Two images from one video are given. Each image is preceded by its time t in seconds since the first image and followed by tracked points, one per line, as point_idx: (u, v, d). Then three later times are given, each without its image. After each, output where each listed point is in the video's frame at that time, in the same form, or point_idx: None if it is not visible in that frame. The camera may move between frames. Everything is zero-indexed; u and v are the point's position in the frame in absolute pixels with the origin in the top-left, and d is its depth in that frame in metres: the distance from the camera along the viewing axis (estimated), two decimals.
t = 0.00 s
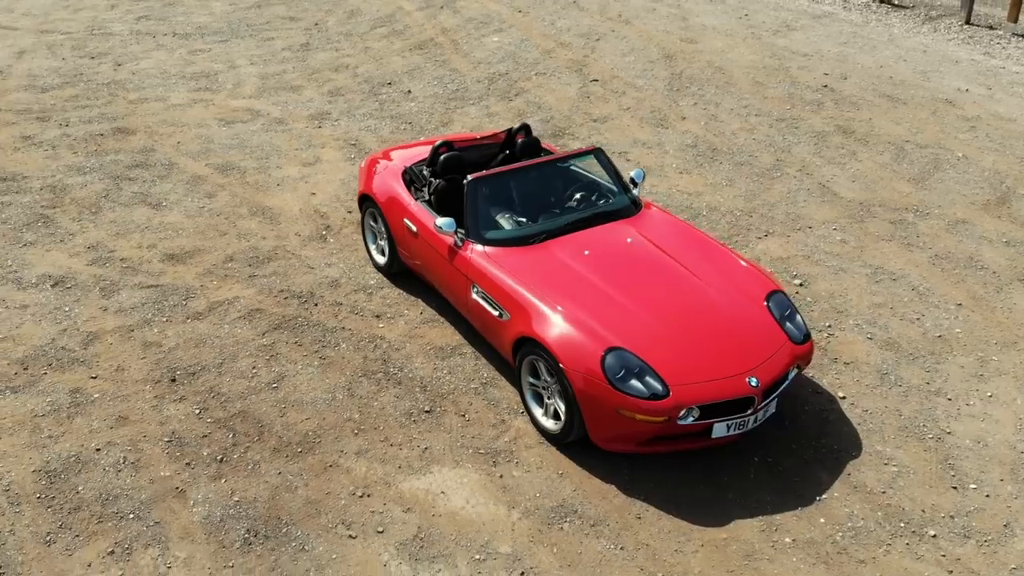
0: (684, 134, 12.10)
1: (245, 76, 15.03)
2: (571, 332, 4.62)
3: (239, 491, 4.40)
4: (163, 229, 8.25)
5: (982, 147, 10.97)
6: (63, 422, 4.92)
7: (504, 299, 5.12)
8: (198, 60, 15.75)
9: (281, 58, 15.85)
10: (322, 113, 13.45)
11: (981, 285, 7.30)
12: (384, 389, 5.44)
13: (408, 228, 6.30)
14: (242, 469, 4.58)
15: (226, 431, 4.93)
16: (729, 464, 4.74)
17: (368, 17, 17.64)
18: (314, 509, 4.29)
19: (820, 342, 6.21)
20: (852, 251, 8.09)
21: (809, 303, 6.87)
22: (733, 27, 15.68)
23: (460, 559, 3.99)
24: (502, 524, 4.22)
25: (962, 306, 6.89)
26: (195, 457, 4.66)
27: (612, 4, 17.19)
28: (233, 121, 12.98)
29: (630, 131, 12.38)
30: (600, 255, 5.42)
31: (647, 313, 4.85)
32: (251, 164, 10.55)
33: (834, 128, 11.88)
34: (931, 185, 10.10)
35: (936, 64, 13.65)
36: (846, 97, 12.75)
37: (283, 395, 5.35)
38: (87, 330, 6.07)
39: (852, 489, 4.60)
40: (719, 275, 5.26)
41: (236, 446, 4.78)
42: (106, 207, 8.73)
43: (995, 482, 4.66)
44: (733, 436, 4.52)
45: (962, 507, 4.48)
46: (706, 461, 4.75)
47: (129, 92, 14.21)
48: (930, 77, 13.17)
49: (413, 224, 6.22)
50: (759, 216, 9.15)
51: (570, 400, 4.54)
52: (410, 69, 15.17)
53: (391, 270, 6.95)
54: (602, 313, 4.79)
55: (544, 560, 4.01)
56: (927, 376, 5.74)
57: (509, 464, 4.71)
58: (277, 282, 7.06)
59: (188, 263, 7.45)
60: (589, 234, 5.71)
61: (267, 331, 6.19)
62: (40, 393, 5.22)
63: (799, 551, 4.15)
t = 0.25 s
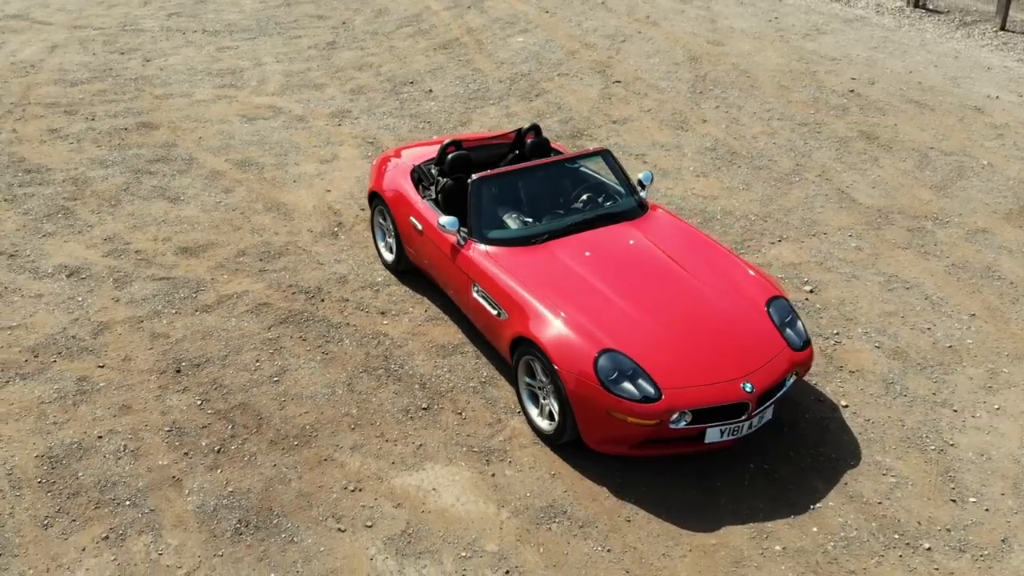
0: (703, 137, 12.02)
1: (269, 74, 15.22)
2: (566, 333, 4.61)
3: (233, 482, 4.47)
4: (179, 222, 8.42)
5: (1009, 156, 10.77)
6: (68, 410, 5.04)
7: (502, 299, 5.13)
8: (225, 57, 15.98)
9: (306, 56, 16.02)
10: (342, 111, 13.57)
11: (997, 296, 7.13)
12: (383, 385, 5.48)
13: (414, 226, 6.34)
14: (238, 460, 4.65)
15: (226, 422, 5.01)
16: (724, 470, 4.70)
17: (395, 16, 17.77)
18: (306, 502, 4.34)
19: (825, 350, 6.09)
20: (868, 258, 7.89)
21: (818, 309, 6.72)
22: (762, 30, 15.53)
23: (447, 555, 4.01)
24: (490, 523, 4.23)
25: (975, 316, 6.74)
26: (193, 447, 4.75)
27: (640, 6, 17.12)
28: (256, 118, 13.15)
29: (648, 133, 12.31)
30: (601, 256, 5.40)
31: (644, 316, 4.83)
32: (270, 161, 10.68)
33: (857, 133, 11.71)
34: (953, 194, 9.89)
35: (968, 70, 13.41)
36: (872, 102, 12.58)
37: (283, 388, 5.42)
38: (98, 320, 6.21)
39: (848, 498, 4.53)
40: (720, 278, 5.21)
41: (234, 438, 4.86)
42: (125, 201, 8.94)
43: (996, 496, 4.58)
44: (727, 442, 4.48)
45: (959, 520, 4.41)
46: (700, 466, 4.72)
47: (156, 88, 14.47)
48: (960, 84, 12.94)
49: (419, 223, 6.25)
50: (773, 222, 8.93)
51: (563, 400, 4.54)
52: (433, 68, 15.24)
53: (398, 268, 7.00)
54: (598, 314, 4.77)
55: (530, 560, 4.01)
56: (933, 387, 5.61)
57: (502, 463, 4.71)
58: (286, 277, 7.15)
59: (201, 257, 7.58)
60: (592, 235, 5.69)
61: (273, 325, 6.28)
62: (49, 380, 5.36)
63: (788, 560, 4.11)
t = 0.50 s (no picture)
0: (726, 140, 11.89)
1: (298, 70, 15.43)
2: (560, 332, 4.62)
3: (228, 470, 4.56)
4: (197, 215, 8.60)
5: None
6: (75, 394, 5.19)
7: (501, 297, 5.15)
8: (256, 54, 16.23)
9: (335, 54, 16.20)
10: (366, 108, 13.70)
11: (1014, 308, 6.94)
12: (382, 380, 5.54)
13: (421, 223, 6.39)
14: (234, 449, 4.75)
15: (226, 411, 5.11)
16: (716, 475, 4.66)
17: (426, 15, 17.89)
18: (297, 492, 4.40)
19: (831, 358, 5.95)
20: (884, 267, 7.70)
21: (827, 317, 6.55)
22: (796, 33, 15.34)
23: (431, 549, 4.05)
24: (477, 519, 4.26)
25: (989, 328, 6.57)
26: (192, 434, 4.85)
27: (674, 7, 17.01)
28: (281, 114, 13.34)
29: (670, 136, 12.21)
30: (602, 257, 5.38)
31: (640, 317, 4.80)
32: (291, 156, 10.83)
33: (883, 139, 11.50)
34: (977, 204, 9.62)
35: (1004, 78, 13.11)
36: (903, 108, 12.36)
37: (284, 379, 5.51)
38: (110, 308, 6.38)
39: (841, 509, 4.46)
40: (721, 282, 5.16)
41: (232, 426, 4.95)
42: (147, 194, 9.16)
43: (994, 511, 4.48)
44: (719, 447, 4.44)
45: (954, 535, 4.33)
46: (692, 471, 4.68)
47: (186, 82, 14.75)
48: (996, 92, 12.66)
49: (425, 220, 6.31)
50: (791, 227, 8.70)
51: (555, 400, 4.54)
52: (460, 67, 15.31)
53: (407, 264, 7.06)
54: (594, 315, 4.77)
55: (513, 557, 4.03)
56: (939, 398, 5.47)
57: (493, 460, 4.73)
58: (297, 271, 7.25)
59: (216, 249, 7.73)
60: (595, 236, 5.68)
61: (279, 317, 6.38)
62: (59, 365, 5.53)
63: (774, 568, 4.07)
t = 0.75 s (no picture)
0: (746, 143, 11.75)
1: (322, 68, 15.60)
2: (554, 331, 4.62)
3: (224, 459, 4.65)
4: (213, 209, 8.76)
5: None
6: (82, 381, 5.33)
7: (499, 295, 5.17)
8: (282, 51, 16.43)
9: (360, 52, 16.35)
10: (386, 106, 13.80)
11: None
12: (382, 375, 5.60)
13: (427, 220, 6.44)
14: (232, 438, 4.84)
15: (226, 401, 5.21)
16: (709, 479, 4.62)
17: (453, 14, 17.96)
18: (290, 482, 4.47)
19: (834, 366, 5.82)
20: (898, 275, 7.53)
21: (835, 323, 6.42)
22: (825, 36, 15.15)
23: (417, 543, 4.08)
24: (465, 515, 4.28)
25: (1001, 338, 6.39)
26: (192, 423, 4.96)
27: (703, 8, 16.88)
28: (303, 111, 13.50)
29: (688, 138, 12.12)
30: (602, 257, 5.37)
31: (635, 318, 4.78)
32: (309, 152, 10.96)
33: (907, 145, 11.31)
34: (999, 212, 9.35)
35: None
36: (929, 113, 12.17)
37: (286, 372, 5.60)
38: (122, 298, 6.54)
39: (833, 517, 4.40)
40: (721, 284, 5.12)
41: (231, 416, 5.05)
42: (166, 187, 9.39)
43: (991, 524, 4.40)
44: (711, 450, 4.40)
45: (947, 547, 4.26)
46: (684, 474, 4.64)
47: (211, 78, 14.98)
48: None
49: (431, 217, 6.35)
50: (805, 232, 8.49)
51: (547, 398, 4.55)
52: (482, 67, 15.36)
53: (414, 261, 7.11)
54: (589, 314, 4.76)
55: (498, 554, 4.05)
56: (944, 409, 5.34)
57: (486, 457, 4.76)
58: (307, 265, 7.35)
59: (229, 242, 7.87)
60: (596, 236, 5.67)
61: (286, 310, 6.48)
62: (68, 352, 5.69)
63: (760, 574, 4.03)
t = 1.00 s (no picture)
0: (764, 146, 11.52)
1: (345, 66, 15.75)
2: (547, 331, 4.62)
3: (220, 448, 4.75)
4: (228, 203, 8.92)
5: None
6: (88, 368, 5.49)
7: (497, 294, 5.19)
8: (307, 48, 16.61)
9: (385, 50, 16.48)
10: (405, 104, 13.90)
11: None
12: (381, 370, 5.66)
13: (432, 218, 6.49)
14: (229, 428, 4.94)
15: (226, 391, 5.33)
16: (700, 483, 4.57)
17: (479, 14, 18.02)
18: (283, 473, 4.55)
19: (836, 373, 5.67)
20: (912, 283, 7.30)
21: (840, 330, 6.27)
22: (855, 40, 14.95)
23: (403, 535, 4.13)
24: (453, 510, 4.31)
25: (1011, 349, 6.14)
26: (192, 412, 5.07)
27: (732, 10, 16.74)
28: (323, 108, 13.64)
29: (707, 141, 12.00)
30: (601, 257, 5.36)
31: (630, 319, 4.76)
32: (326, 149, 11.08)
33: (929, 151, 11.10)
34: (1020, 221, 9.01)
35: None
36: (955, 120, 11.96)
37: (287, 364, 5.70)
38: (133, 289, 6.72)
39: (824, 524, 4.32)
40: (720, 286, 5.06)
41: (230, 407, 5.16)
42: (184, 181, 9.62)
43: (986, 537, 4.29)
44: (701, 454, 4.36)
45: (939, 558, 4.16)
46: (676, 477, 4.60)
47: (236, 74, 15.20)
48: None
49: (435, 215, 6.40)
50: (818, 237, 8.27)
51: (538, 397, 4.56)
52: (504, 66, 15.40)
53: (420, 258, 7.17)
54: (583, 315, 4.75)
55: (482, 550, 4.06)
56: (946, 418, 5.19)
57: (477, 454, 4.78)
58: (316, 260, 7.44)
59: (242, 236, 8.01)
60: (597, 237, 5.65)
61: (291, 304, 6.58)
62: (77, 339, 5.88)
63: None
